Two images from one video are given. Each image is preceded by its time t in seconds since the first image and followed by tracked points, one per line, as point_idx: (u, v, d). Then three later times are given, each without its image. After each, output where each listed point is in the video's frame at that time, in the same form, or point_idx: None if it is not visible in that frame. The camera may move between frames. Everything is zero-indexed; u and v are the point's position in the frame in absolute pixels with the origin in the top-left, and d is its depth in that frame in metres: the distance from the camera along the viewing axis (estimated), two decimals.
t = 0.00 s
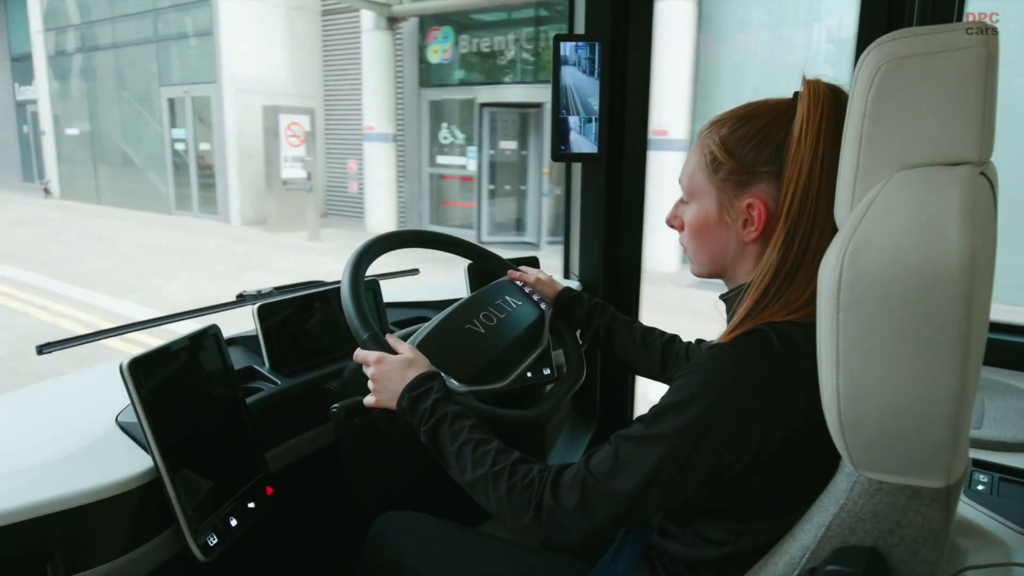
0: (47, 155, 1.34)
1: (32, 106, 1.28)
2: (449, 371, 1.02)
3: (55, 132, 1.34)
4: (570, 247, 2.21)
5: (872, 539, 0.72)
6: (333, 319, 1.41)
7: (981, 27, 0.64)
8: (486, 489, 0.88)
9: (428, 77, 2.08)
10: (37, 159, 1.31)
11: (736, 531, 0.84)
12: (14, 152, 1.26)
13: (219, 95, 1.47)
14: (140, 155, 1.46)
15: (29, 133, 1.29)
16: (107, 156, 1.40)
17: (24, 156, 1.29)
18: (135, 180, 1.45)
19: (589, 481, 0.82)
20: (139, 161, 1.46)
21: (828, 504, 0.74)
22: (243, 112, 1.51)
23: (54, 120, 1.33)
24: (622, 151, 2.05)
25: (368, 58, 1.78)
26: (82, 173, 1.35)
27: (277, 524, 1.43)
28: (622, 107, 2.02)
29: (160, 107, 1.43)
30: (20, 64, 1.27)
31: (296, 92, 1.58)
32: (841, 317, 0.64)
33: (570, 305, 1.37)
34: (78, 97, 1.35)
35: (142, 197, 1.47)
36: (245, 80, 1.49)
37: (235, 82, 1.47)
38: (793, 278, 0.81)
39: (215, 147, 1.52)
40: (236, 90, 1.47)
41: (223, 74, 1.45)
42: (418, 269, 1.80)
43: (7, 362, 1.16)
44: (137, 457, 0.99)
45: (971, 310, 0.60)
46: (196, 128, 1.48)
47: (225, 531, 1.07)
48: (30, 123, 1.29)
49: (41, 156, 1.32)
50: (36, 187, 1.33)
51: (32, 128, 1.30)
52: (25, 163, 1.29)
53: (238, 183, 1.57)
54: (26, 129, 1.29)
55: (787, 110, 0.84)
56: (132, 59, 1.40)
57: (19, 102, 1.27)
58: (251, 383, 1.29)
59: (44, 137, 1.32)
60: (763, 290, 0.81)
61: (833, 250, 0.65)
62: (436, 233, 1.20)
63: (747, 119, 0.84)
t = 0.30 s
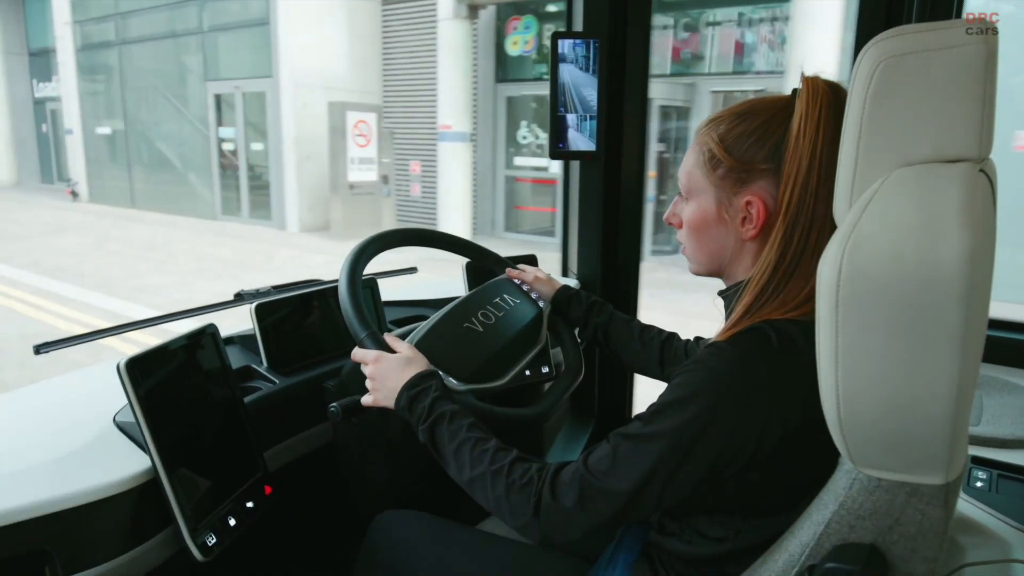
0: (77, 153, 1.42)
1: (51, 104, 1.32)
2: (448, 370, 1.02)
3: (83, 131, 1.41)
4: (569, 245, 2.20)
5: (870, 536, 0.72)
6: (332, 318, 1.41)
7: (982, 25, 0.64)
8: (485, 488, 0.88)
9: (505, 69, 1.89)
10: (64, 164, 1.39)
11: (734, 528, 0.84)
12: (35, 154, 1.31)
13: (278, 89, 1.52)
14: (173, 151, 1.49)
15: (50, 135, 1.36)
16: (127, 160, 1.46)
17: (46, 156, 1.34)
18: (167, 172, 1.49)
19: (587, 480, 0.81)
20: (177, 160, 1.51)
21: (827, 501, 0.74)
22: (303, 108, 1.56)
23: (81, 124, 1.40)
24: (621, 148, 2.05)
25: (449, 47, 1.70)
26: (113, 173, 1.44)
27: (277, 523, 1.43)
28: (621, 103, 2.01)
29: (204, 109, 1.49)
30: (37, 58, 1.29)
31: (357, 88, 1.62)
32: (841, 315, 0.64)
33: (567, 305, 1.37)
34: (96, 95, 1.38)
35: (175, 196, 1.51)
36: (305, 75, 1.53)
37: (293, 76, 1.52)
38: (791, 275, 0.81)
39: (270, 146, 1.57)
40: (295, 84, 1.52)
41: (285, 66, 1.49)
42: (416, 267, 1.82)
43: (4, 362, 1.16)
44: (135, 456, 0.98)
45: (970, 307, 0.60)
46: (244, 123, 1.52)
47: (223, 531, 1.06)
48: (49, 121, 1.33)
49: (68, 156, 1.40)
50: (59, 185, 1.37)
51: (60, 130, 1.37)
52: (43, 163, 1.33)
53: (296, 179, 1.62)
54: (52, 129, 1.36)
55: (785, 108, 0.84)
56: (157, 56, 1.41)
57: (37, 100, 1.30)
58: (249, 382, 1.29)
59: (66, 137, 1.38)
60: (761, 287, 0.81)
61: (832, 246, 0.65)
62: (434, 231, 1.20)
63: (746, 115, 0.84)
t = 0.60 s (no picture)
0: (109, 153, 1.39)
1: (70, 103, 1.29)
2: (447, 367, 1.02)
3: (112, 130, 1.38)
4: (567, 245, 2.20)
5: (867, 533, 0.73)
6: (330, 315, 1.41)
7: (981, 24, 0.64)
8: (484, 487, 0.88)
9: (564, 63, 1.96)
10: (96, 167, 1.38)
11: (732, 525, 0.84)
12: (52, 155, 1.29)
13: (338, 85, 1.57)
14: (206, 148, 1.50)
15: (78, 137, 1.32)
16: (162, 161, 1.45)
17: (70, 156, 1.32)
18: (206, 173, 1.51)
19: (585, 477, 0.81)
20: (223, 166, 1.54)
21: (824, 498, 0.74)
22: (366, 104, 1.59)
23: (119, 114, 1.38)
24: (620, 146, 2.05)
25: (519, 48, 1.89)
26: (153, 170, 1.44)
27: (275, 521, 1.43)
28: (620, 100, 2.01)
29: (251, 111, 1.53)
30: (56, 55, 1.27)
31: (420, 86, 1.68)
32: (839, 308, 0.64)
33: (566, 300, 1.39)
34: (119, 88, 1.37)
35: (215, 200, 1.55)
36: (369, 71, 1.58)
37: (355, 72, 1.57)
38: (789, 271, 0.81)
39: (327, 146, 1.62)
40: (356, 80, 1.56)
41: (345, 59, 1.55)
42: (413, 266, 1.79)
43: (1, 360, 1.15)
44: (133, 453, 0.99)
45: (969, 302, 0.61)
46: (298, 127, 1.58)
47: (221, 528, 1.06)
48: (68, 120, 1.30)
49: (91, 155, 1.36)
50: (88, 186, 1.37)
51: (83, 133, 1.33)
52: (62, 164, 1.31)
53: (357, 177, 1.63)
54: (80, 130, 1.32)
55: (785, 104, 0.84)
56: (188, 54, 1.42)
57: (56, 98, 1.28)
58: (247, 380, 1.29)
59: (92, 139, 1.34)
60: (759, 283, 0.81)
61: (831, 241, 0.65)
62: (434, 229, 1.21)
63: (745, 112, 0.85)
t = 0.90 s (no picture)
0: (143, 149, 1.43)
1: (95, 98, 1.29)
2: (447, 368, 1.02)
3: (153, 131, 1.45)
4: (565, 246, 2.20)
5: (865, 535, 0.73)
6: (329, 315, 1.41)
7: (980, 28, 0.64)
8: (486, 491, 0.88)
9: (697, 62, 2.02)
10: (142, 167, 1.42)
11: (730, 527, 0.84)
12: (77, 153, 1.30)
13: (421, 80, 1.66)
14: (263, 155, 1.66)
15: (113, 133, 1.34)
16: (212, 157, 1.54)
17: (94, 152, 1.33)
18: (253, 170, 1.64)
19: (585, 480, 0.81)
20: (277, 166, 1.70)
21: (822, 501, 0.74)
22: (454, 102, 1.72)
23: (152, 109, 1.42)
24: (620, 147, 2.05)
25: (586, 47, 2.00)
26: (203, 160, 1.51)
27: (273, 520, 1.44)
28: (620, 100, 2.02)
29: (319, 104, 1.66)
30: (83, 48, 1.27)
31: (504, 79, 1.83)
32: (838, 309, 0.64)
33: (564, 300, 1.39)
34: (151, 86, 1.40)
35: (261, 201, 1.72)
36: (454, 67, 1.72)
37: (444, 69, 1.69)
38: (789, 271, 0.81)
39: (409, 142, 1.69)
40: (444, 73, 1.69)
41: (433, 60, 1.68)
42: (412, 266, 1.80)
43: None
44: (133, 453, 0.99)
45: (967, 304, 0.61)
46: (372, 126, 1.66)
47: (220, 527, 1.06)
48: (95, 117, 1.31)
49: (118, 156, 1.36)
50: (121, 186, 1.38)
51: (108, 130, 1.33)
52: (88, 163, 1.32)
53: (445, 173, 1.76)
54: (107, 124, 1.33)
55: (785, 106, 0.84)
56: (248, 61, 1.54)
57: (81, 93, 1.28)
58: (246, 379, 1.29)
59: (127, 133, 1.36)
60: (758, 283, 0.81)
61: (829, 242, 0.65)
62: (433, 229, 1.21)
63: (746, 113, 0.85)
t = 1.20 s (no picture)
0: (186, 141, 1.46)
1: (119, 96, 1.29)
2: (449, 366, 1.03)
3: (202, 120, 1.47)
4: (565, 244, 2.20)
5: (865, 531, 0.73)
6: (328, 314, 1.41)
7: (981, 26, 0.64)
8: (488, 489, 0.88)
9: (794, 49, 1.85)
10: (183, 172, 1.46)
11: (729, 523, 0.84)
12: (101, 153, 1.31)
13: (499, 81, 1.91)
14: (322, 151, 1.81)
15: (146, 132, 1.35)
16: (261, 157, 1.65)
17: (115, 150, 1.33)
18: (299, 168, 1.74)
19: (587, 479, 0.81)
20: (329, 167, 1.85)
21: (821, 497, 0.74)
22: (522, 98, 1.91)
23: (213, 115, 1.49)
24: (619, 145, 2.05)
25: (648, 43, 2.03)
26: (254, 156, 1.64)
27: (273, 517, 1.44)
28: (619, 100, 2.02)
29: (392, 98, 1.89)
30: (105, 44, 1.27)
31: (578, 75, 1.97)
32: (838, 306, 0.64)
33: (563, 296, 1.38)
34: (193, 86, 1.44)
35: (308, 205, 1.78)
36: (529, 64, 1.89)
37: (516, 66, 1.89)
38: (795, 267, 0.81)
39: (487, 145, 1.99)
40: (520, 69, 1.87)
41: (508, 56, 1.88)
42: (412, 266, 1.82)
43: None
44: (132, 451, 0.99)
45: (969, 300, 0.61)
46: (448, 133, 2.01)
47: (219, 525, 1.06)
48: (120, 116, 1.31)
49: (148, 155, 1.37)
50: (149, 188, 1.39)
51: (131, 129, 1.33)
52: (112, 164, 1.32)
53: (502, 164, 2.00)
54: (137, 122, 1.33)
55: (788, 103, 0.85)
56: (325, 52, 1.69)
57: (105, 91, 1.29)
58: (245, 377, 1.29)
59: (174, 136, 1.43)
60: (763, 277, 0.81)
61: (830, 239, 0.65)
62: (433, 227, 1.21)
63: (749, 109, 0.85)
